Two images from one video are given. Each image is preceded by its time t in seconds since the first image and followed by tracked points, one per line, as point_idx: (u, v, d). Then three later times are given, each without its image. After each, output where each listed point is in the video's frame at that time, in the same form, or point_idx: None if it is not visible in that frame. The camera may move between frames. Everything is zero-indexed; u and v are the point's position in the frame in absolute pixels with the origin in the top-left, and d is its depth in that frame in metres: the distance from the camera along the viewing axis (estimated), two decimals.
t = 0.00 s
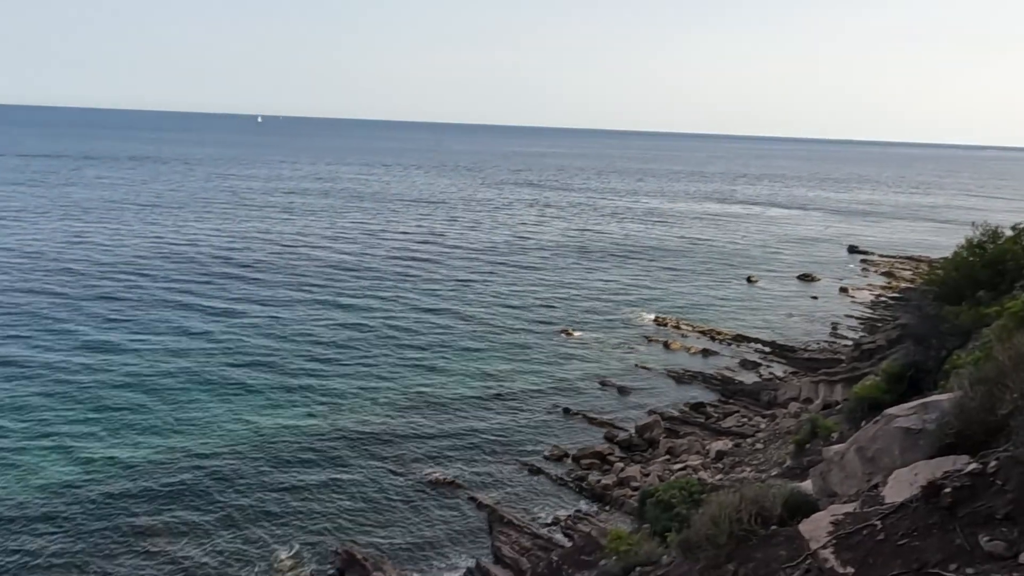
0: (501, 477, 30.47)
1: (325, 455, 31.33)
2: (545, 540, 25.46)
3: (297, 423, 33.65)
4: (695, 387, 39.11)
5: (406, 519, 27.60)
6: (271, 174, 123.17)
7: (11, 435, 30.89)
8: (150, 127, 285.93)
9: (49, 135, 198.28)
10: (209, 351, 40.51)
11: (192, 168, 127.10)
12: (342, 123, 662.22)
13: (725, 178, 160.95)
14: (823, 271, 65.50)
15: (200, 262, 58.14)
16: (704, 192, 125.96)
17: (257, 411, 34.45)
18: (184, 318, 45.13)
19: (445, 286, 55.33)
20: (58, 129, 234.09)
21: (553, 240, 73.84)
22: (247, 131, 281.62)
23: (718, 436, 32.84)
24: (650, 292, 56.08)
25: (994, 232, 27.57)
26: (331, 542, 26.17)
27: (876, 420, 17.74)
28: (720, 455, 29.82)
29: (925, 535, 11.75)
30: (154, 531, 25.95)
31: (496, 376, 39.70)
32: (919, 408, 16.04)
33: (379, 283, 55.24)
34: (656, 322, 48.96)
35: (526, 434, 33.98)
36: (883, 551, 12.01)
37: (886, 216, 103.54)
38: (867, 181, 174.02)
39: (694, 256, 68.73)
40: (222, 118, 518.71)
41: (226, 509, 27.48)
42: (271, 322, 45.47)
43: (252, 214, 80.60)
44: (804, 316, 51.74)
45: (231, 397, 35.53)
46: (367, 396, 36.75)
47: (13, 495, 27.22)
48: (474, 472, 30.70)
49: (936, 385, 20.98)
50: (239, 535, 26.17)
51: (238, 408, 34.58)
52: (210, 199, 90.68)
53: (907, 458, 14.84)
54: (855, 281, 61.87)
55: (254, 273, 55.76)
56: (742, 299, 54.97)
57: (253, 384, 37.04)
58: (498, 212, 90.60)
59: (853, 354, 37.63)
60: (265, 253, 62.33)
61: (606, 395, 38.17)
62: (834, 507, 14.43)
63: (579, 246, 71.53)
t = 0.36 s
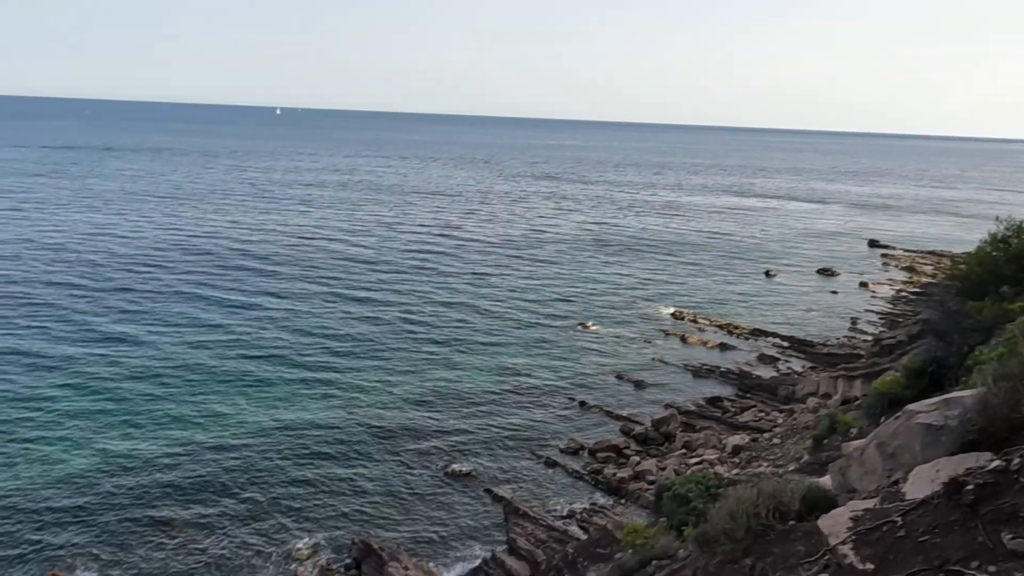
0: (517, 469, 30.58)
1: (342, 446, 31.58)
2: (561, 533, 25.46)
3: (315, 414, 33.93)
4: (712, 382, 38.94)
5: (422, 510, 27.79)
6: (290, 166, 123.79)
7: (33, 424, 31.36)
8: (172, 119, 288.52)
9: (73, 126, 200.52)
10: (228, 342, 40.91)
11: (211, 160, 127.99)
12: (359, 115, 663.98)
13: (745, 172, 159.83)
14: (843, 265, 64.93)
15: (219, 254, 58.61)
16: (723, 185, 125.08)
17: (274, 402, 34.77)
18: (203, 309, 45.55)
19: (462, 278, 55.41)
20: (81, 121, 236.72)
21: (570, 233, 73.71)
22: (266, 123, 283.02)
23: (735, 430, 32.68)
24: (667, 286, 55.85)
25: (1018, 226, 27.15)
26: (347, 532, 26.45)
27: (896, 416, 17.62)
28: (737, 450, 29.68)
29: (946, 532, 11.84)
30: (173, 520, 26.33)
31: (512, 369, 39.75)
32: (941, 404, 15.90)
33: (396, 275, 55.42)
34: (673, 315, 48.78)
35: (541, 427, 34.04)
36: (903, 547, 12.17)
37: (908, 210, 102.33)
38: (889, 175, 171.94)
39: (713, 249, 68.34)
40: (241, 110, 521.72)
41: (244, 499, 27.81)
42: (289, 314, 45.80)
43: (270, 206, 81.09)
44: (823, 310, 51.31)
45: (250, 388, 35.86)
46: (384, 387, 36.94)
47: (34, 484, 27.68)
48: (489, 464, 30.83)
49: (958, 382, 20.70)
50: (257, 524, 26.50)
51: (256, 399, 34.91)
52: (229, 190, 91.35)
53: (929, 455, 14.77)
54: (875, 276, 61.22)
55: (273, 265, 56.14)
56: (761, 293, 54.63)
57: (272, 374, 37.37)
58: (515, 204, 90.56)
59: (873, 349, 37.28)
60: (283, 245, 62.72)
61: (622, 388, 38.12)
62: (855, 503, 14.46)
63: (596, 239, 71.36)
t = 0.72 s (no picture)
0: (553, 454, 30.70)
1: (381, 428, 32.09)
2: (596, 519, 25.48)
3: (354, 396, 34.54)
4: (751, 371, 38.50)
5: (458, 492, 28.12)
6: (331, 150, 124.85)
7: (82, 400, 32.31)
8: (217, 104, 292.82)
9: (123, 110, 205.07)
10: (270, 323, 41.77)
11: (255, 144, 129.74)
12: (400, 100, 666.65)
13: (790, 158, 156.57)
14: (890, 255, 63.36)
15: (262, 237, 59.62)
16: (766, 172, 122.70)
17: (315, 383, 35.44)
18: (246, 292, 46.47)
19: (500, 264, 55.51)
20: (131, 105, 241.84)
21: (609, 219, 73.19)
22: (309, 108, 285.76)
23: (774, 420, 32.29)
24: (707, 274, 55.24)
25: None
26: (384, 513, 26.90)
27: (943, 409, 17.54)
28: (776, 440, 29.34)
29: (993, 528, 12.25)
30: (216, 498, 27.04)
31: (548, 355, 39.75)
32: (990, 398, 15.88)
33: (435, 259, 55.77)
34: (714, 303, 48.23)
35: (577, 412, 34.10)
36: (948, 542, 12.48)
37: (960, 198, 99.20)
38: (941, 162, 166.73)
39: (755, 237, 67.22)
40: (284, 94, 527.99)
41: (284, 478, 28.42)
42: (329, 297, 46.47)
43: (312, 190, 82.04)
44: (868, 300, 50.27)
45: (292, 368, 36.60)
46: (422, 370, 37.34)
47: (85, 457, 28.69)
48: (526, 449, 30.99)
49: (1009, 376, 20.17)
50: (297, 504, 27.09)
51: (297, 379, 35.64)
52: (272, 174, 92.56)
53: (977, 449, 14.88)
54: (924, 266, 59.63)
55: (314, 249, 56.92)
56: (804, 282, 53.62)
57: (312, 356, 38.06)
58: (554, 190, 90.14)
59: (919, 340, 36.48)
60: (324, 229, 63.49)
61: (660, 375, 37.95)
62: (899, 495, 14.61)
63: (635, 225, 70.76)
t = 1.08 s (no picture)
0: (569, 449, 30.72)
1: (398, 421, 32.28)
2: (612, 514, 25.49)
3: (372, 389, 34.76)
4: (769, 367, 38.28)
5: (474, 486, 28.23)
6: (348, 145, 125.25)
7: (102, 394, 32.66)
8: (236, 100, 295.30)
9: (143, 105, 206.78)
10: (288, 317, 42.09)
11: (273, 138, 130.33)
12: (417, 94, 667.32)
13: (809, 153, 155.10)
14: (912, 251, 62.66)
15: (281, 231, 60.01)
16: (786, 167, 121.65)
17: (332, 376, 35.70)
18: (265, 285, 46.81)
19: (517, 259, 55.51)
20: (151, 100, 243.61)
21: (626, 214, 72.90)
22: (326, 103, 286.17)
23: (792, 418, 32.08)
24: (726, 269, 54.92)
25: None
26: (400, 506, 27.08)
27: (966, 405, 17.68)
28: (794, 438, 29.17)
29: (1016, 528, 12.43)
30: (233, 490, 27.31)
31: (564, 351, 39.70)
32: (1014, 397, 16.03)
33: (452, 254, 55.87)
34: (732, 299, 47.96)
35: (594, 407, 34.10)
36: (970, 541, 12.68)
37: (984, 194, 97.80)
38: (964, 157, 164.49)
39: (774, 233, 66.71)
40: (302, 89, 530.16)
41: (300, 471, 28.64)
42: (347, 291, 46.71)
43: (330, 185, 82.36)
44: (889, 297, 49.79)
45: (310, 362, 36.89)
46: (439, 364, 37.49)
47: (106, 448, 29.12)
48: (542, 443, 31.03)
49: None
50: (313, 497, 27.27)
51: (315, 372, 35.93)
52: (290, 169, 93.02)
53: (1000, 448, 15.02)
54: (946, 263, 58.92)
55: (332, 243, 57.20)
56: (824, 278, 53.13)
57: (330, 349, 38.34)
58: (571, 185, 89.88)
59: (941, 337, 36.13)
60: (342, 223, 63.77)
61: (677, 371, 37.85)
62: (921, 493, 14.78)
63: (653, 220, 70.42)
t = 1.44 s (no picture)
0: (588, 445, 30.72)
1: (418, 415, 32.42)
2: (631, 510, 25.45)
3: (392, 382, 34.93)
4: (791, 365, 37.98)
5: (493, 480, 28.32)
6: (370, 140, 125.76)
7: (126, 385, 33.10)
8: (258, 94, 297.63)
9: (168, 101, 208.74)
10: (310, 310, 42.38)
11: (295, 133, 131.16)
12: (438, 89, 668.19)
13: (834, 148, 153.38)
14: (938, 247, 61.82)
15: (303, 225, 60.42)
16: (810, 162, 120.47)
17: (354, 369, 35.94)
18: (287, 279, 47.18)
19: (538, 254, 55.47)
20: (176, 95, 245.94)
21: (647, 210, 72.57)
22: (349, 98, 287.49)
23: (814, 415, 31.81)
24: (748, 265, 54.53)
25: None
26: (420, 499, 27.27)
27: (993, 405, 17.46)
28: (816, 436, 28.94)
29: None
30: (255, 481, 27.65)
31: (584, 346, 39.64)
32: None
33: (473, 248, 55.95)
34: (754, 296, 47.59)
35: (614, 403, 34.05)
36: (996, 541, 12.60)
37: (1013, 190, 96.23)
38: (993, 152, 161.85)
39: (797, 229, 66.11)
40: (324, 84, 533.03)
41: (321, 463, 28.93)
42: (368, 285, 46.96)
43: (351, 179, 82.78)
44: (914, 294, 49.19)
45: (331, 355, 37.14)
46: (459, 359, 37.57)
47: (131, 438, 29.56)
48: (561, 439, 31.02)
49: None
50: (334, 489, 27.52)
51: (336, 365, 36.16)
52: (312, 164, 93.60)
53: None
54: (974, 260, 58.08)
55: (353, 237, 57.50)
56: (847, 275, 52.60)
57: (351, 343, 38.57)
58: (592, 180, 89.62)
59: (967, 336, 35.64)
60: (363, 217, 64.07)
61: (697, 367, 37.65)
62: (947, 493, 14.67)
63: (675, 216, 70.03)
